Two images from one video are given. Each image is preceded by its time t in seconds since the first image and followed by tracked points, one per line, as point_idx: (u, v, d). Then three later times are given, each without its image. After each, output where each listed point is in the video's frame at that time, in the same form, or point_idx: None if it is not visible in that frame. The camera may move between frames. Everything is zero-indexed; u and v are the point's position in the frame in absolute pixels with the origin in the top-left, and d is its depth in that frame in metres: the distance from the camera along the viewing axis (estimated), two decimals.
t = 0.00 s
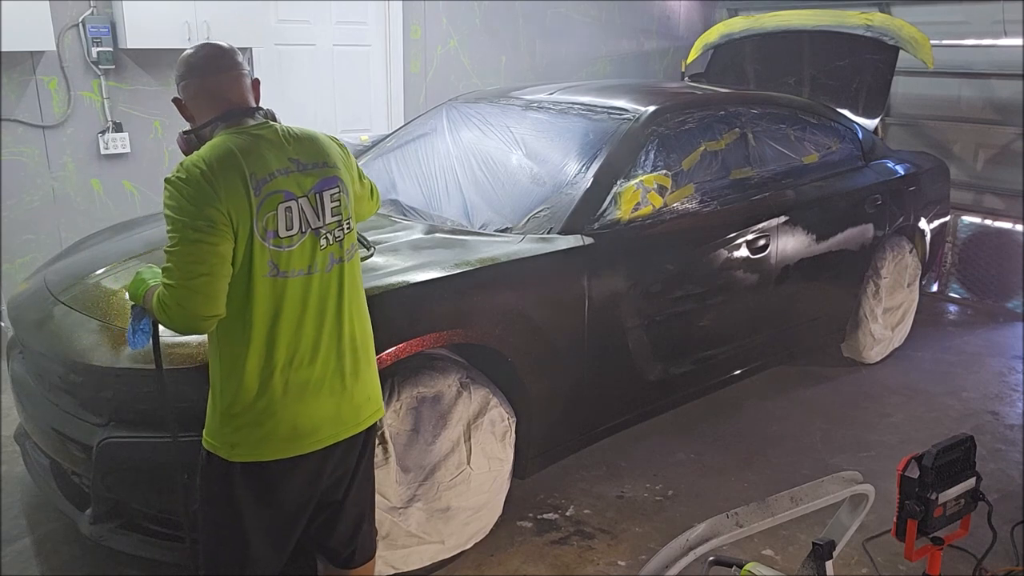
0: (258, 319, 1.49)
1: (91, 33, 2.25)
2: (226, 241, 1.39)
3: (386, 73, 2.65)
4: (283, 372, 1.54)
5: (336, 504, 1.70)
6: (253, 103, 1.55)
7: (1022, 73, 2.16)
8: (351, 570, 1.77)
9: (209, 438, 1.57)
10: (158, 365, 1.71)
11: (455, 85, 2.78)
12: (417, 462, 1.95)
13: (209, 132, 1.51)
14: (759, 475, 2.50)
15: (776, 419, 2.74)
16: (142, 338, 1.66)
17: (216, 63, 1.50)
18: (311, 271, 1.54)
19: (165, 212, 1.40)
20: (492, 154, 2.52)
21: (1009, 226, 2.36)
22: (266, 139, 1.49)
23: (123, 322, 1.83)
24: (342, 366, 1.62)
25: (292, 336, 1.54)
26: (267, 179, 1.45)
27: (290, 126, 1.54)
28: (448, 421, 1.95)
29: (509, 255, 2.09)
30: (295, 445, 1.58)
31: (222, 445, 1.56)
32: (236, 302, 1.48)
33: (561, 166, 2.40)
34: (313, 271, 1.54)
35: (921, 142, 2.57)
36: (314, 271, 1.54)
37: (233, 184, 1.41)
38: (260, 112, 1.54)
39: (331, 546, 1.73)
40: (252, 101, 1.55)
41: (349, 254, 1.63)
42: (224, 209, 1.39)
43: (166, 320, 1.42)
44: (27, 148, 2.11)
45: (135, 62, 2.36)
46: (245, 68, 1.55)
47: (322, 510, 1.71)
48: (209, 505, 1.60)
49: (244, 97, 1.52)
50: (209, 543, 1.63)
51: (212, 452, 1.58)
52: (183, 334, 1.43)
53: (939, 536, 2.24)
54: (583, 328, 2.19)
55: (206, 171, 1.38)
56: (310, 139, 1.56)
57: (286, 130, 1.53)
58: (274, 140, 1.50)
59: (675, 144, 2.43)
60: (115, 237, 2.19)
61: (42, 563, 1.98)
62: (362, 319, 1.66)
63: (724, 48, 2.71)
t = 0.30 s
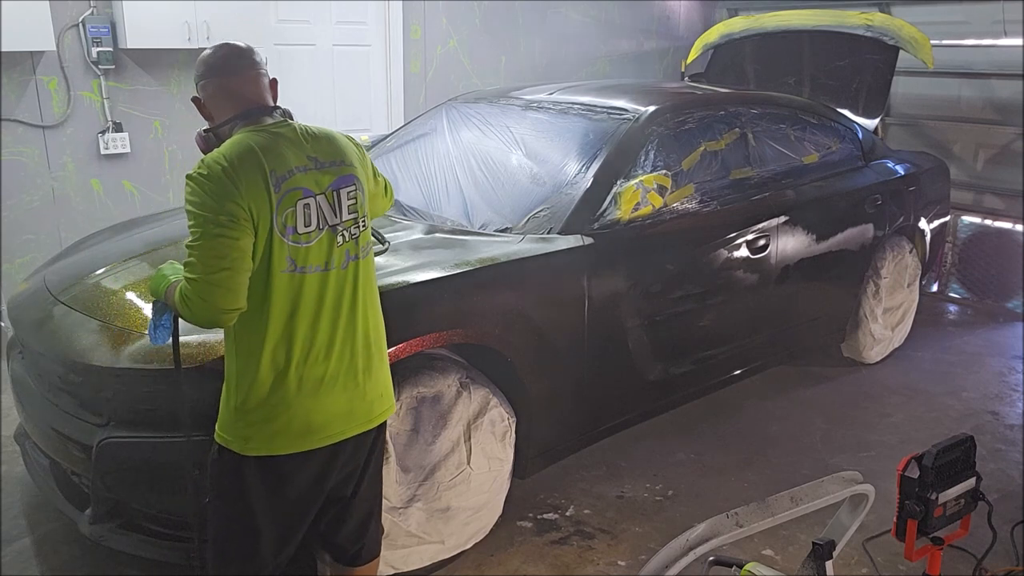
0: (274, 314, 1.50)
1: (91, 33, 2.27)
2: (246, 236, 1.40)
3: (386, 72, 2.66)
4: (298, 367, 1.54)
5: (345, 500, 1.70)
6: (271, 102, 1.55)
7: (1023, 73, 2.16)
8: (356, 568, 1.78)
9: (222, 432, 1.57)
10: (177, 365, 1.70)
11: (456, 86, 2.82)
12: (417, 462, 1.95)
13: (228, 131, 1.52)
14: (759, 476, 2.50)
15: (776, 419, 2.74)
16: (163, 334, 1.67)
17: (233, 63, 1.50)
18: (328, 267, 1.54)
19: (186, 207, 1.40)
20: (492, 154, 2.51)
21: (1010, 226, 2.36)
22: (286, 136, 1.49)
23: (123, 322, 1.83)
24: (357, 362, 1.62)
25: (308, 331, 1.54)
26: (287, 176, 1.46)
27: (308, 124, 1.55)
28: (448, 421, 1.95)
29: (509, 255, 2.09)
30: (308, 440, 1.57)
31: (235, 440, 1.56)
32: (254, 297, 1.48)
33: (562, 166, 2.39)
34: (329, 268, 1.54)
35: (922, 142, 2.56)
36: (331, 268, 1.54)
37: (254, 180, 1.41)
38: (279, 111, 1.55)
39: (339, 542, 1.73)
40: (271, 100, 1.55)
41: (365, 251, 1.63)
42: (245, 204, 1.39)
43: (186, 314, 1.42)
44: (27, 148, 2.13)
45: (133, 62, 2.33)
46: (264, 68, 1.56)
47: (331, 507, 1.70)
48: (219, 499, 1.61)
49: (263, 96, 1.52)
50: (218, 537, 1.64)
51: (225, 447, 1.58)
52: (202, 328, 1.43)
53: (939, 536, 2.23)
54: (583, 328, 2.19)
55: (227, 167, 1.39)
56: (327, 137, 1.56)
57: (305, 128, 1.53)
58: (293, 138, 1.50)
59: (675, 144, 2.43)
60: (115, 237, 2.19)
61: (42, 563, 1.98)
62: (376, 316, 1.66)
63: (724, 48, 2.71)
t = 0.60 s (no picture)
0: (290, 309, 1.50)
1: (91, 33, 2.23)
2: (265, 231, 1.40)
3: (386, 72, 2.65)
4: (312, 363, 1.55)
5: (352, 497, 1.70)
6: (289, 102, 1.56)
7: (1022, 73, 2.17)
8: (362, 566, 1.76)
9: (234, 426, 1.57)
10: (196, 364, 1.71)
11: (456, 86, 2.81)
12: (417, 462, 1.95)
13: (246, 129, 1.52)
14: (759, 475, 2.50)
15: (776, 419, 2.74)
16: (185, 329, 1.64)
17: (252, 63, 1.51)
18: (343, 264, 1.54)
19: (205, 201, 1.41)
20: (492, 154, 2.52)
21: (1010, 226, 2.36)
22: (304, 134, 1.50)
23: (122, 322, 1.83)
24: (369, 359, 1.62)
25: (322, 327, 1.54)
26: (305, 174, 1.46)
27: (325, 123, 1.55)
28: (448, 421, 1.95)
29: (509, 255, 2.09)
30: (320, 436, 1.58)
31: (247, 435, 1.56)
32: (270, 293, 1.49)
33: (562, 166, 2.39)
34: (344, 265, 1.55)
35: (922, 142, 2.56)
36: (346, 265, 1.55)
37: (273, 177, 1.42)
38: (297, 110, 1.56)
39: (345, 540, 1.73)
40: (288, 100, 1.56)
41: (379, 250, 1.63)
42: (265, 200, 1.40)
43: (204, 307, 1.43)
44: (27, 147, 2.12)
45: (133, 62, 2.33)
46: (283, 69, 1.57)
47: (339, 504, 1.70)
48: (227, 493, 1.60)
49: (281, 96, 1.53)
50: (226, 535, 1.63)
51: (235, 441, 1.58)
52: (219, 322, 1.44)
53: (939, 536, 2.23)
54: (583, 328, 2.19)
55: (247, 163, 1.39)
56: (344, 137, 1.57)
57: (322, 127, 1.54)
58: (311, 136, 1.51)
59: (675, 144, 2.43)
60: (115, 237, 2.19)
61: (42, 563, 1.98)
62: (388, 313, 1.67)
63: (724, 48, 2.71)
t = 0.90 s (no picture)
0: (302, 305, 1.50)
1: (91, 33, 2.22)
2: (281, 227, 1.41)
3: (386, 72, 2.67)
4: (322, 359, 1.55)
5: (357, 496, 1.70)
6: (306, 102, 1.56)
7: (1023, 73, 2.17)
8: (366, 565, 1.76)
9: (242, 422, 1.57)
10: (183, 366, 1.72)
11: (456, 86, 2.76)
12: (417, 462, 1.95)
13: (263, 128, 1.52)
14: (759, 475, 2.50)
15: (776, 419, 2.74)
16: (205, 325, 1.64)
17: (270, 62, 1.51)
18: (355, 262, 1.55)
19: (222, 196, 1.41)
20: (492, 154, 2.52)
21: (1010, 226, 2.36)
22: (321, 133, 1.50)
23: (122, 322, 1.83)
24: (378, 358, 1.63)
25: (333, 324, 1.54)
26: (320, 172, 1.47)
27: (342, 123, 1.56)
28: (448, 421, 1.95)
29: (509, 255, 2.09)
30: (327, 433, 1.58)
31: (255, 430, 1.56)
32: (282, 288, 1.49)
33: (562, 166, 2.40)
34: (357, 263, 1.55)
35: (921, 143, 2.56)
36: (358, 263, 1.55)
37: (289, 174, 1.42)
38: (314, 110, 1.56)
39: (349, 538, 1.73)
40: (305, 99, 1.56)
41: (391, 250, 1.64)
42: (281, 196, 1.40)
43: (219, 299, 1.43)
44: (26, 147, 2.11)
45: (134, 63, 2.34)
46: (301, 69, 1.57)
47: (344, 502, 1.70)
48: (236, 488, 1.60)
49: (299, 95, 1.53)
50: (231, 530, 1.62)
51: (243, 437, 1.58)
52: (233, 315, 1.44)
53: (939, 536, 2.24)
54: (584, 327, 2.20)
55: (265, 159, 1.40)
56: (360, 137, 1.57)
57: (339, 127, 1.54)
58: (327, 135, 1.51)
59: (675, 144, 2.43)
60: (114, 237, 2.19)
61: (42, 563, 1.98)
62: (397, 313, 1.67)
63: (724, 48, 2.71)
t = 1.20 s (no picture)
0: (308, 301, 1.51)
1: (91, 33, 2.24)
2: (291, 223, 1.41)
3: (386, 73, 2.62)
4: (328, 356, 1.55)
5: (361, 495, 1.70)
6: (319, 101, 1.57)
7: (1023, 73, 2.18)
8: (369, 564, 1.76)
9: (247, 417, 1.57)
10: (176, 366, 1.72)
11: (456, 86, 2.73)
12: (417, 462, 1.95)
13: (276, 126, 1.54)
14: (759, 475, 2.50)
15: (776, 419, 2.74)
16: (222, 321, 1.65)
17: (283, 62, 1.52)
18: (362, 260, 1.55)
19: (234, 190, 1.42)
20: (492, 154, 2.52)
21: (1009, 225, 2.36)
22: (333, 132, 1.51)
23: (122, 322, 1.83)
24: (383, 356, 1.63)
25: (339, 321, 1.55)
26: (331, 169, 1.47)
27: (354, 123, 1.56)
28: (448, 421, 1.95)
29: (509, 255, 2.09)
30: (330, 430, 1.58)
31: (258, 425, 1.56)
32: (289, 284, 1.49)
33: (562, 166, 2.40)
34: (364, 262, 1.55)
35: (921, 143, 2.59)
36: (366, 261, 1.55)
37: (300, 171, 1.43)
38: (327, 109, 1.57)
39: (352, 537, 1.73)
40: (318, 99, 1.57)
41: (398, 250, 1.64)
42: (292, 193, 1.41)
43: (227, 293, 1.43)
44: (26, 147, 2.12)
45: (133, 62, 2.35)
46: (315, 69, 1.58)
47: (348, 500, 1.70)
48: (240, 485, 1.59)
49: (312, 95, 1.54)
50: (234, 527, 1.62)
51: (247, 433, 1.58)
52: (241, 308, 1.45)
53: (939, 536, 2.24)
54: (584, 327, 2.19)
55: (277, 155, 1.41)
56: (371, 137, 1.58)
57: (350, 126, 1.55)
58: (339, 134, 1.52)
59: (675, 144, 2.43)
60: (114, 237, 2.19)
61: (42, 562, 1.98)
62: (403, 312, 1.67)
63: (724, 48, 2.71)
